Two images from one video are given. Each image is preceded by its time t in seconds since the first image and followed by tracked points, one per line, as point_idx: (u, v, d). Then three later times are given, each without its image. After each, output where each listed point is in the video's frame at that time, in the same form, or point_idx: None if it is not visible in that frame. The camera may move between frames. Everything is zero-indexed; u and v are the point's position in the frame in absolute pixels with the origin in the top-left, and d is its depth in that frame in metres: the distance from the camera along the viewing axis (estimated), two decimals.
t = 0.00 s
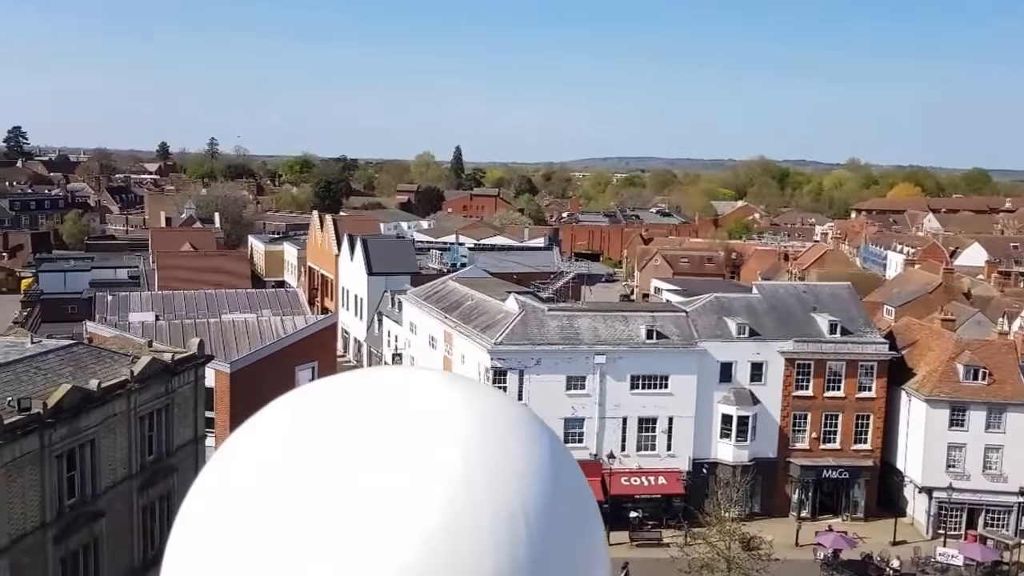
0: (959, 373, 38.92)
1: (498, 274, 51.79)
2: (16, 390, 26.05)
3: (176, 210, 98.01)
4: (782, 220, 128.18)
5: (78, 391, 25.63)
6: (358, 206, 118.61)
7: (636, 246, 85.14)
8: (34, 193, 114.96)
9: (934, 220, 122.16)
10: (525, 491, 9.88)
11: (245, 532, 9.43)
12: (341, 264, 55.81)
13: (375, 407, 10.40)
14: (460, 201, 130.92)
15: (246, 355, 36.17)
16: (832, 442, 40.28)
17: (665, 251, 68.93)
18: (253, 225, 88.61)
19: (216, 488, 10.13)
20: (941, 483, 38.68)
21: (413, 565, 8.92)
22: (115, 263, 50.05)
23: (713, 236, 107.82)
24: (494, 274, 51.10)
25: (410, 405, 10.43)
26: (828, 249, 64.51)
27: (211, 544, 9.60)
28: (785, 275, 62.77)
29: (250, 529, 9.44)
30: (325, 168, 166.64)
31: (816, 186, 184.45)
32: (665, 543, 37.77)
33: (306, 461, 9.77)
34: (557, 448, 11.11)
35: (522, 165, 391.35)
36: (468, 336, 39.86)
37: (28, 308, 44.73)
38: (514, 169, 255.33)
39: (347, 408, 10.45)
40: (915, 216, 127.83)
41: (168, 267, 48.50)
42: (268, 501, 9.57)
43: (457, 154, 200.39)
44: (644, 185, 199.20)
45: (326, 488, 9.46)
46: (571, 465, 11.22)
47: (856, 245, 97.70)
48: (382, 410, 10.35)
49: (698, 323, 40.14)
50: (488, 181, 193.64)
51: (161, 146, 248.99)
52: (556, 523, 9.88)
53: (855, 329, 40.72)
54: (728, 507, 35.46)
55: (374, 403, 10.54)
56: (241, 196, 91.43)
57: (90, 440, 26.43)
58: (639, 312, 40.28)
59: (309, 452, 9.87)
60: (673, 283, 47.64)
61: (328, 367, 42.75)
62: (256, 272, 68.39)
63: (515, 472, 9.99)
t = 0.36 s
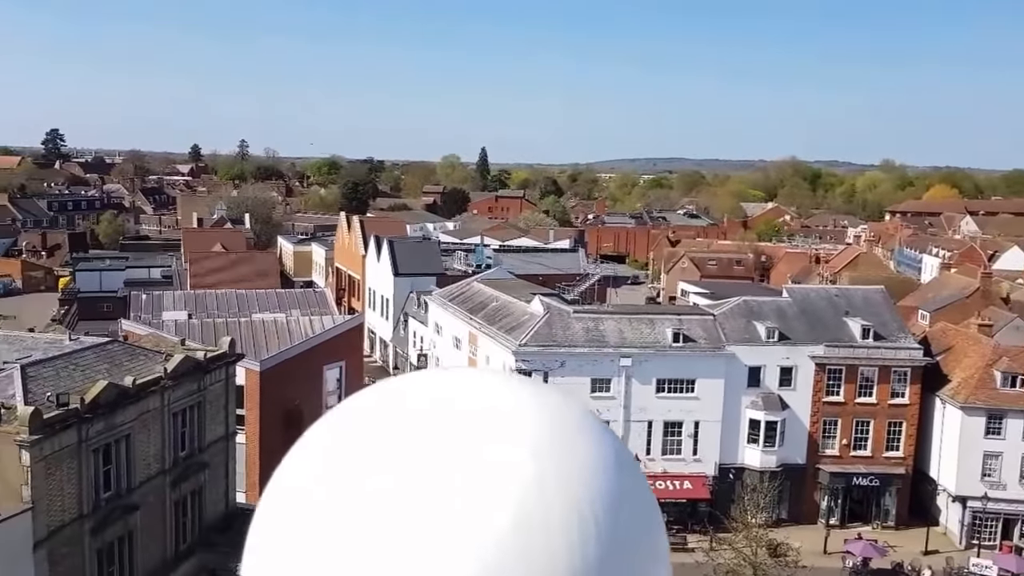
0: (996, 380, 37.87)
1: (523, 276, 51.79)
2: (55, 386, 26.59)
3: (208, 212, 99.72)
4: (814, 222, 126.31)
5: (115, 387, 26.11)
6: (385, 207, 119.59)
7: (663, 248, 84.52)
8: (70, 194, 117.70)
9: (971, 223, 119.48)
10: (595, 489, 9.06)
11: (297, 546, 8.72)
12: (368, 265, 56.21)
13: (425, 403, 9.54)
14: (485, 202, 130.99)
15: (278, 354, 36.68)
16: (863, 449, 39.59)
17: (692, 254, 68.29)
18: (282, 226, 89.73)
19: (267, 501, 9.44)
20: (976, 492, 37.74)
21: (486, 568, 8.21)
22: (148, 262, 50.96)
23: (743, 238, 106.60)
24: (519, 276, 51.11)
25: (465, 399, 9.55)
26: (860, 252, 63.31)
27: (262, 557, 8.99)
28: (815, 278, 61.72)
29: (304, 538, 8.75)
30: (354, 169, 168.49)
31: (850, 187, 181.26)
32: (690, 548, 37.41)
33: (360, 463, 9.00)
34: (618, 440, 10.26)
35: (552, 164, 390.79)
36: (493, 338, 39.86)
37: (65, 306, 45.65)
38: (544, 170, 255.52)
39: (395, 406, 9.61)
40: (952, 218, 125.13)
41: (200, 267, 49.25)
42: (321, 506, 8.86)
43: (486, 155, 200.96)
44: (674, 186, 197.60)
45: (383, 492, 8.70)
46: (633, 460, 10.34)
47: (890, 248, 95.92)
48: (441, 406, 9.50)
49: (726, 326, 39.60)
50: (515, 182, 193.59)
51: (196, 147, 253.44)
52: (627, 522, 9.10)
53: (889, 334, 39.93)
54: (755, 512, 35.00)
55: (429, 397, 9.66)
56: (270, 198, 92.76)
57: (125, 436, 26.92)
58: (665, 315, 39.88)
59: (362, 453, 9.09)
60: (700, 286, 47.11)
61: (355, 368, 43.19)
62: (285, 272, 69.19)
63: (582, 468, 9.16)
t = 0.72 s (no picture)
0: None
1: (549, 278, 51.73)
2: (89, 381, 27.00)
3: (237, 212, 101.00)
4: (845, 224, 124.60)
5: (146, 384, 26.56)
6: (412, 208, 120.20)
7: (691, 250, 83.91)
8: (103, 193, 119.96)
9: (1007, 226, 116.97)
10: (656, 486, 8.98)
11: (364, 548, 8.72)
12: (395, 265, 56.51)
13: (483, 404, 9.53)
14: (510, 203, 131.01)
15: (306, 352, 37.14)
16: (893, 455, 39.02)
17: (720, 256, 67.74)
18: (310, 226, 90.57)
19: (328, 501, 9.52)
20: (1010, 501, 36.98)
21: (553, 563, 8.22)
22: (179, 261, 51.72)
23: (772, 240, 105.44)
24: (545, 277, 51.06)
25: (521, 399, 9.54)
26: (892, 255, 62.28)
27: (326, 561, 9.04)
28: (845, 281, 60.84)
29: (367, 539, 8.77)
30: (381, 170, 169.75)
31: (882, 188, 178.42)
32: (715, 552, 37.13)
33: (421, 465, 9.00)
34: (674, 437, 10.20)
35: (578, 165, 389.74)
36: (518, 338, 39.81)
37: (98, 304, 46.46)
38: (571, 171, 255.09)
39: (454, 408, 9.61)
40: (987, 221, 122.60)
41: (230, 266, 49.90)
42: (383, 508, 8.88)
43: (513, 155, 201.11)
44: (702, 187, 196.01)
45: (445, 488, 8.72)
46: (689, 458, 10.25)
47: (922, 251, 94.28)
48: (501, 405, 9.49)
49: (753, 329, 39.19)
50: (542, 182, 193.29)
51: (226, 148, 256.63)
52: (687, 518, 9.03)
53: (921, 339, 39.30)
54: (782, 518, 34.62)
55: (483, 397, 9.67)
56: (298, 198, 93.72)
57: (157, 432, 27.33)
58: (692, 317, 39.49)
59: (422, 455, 9.09)
60: (728, 288, 46.71)
61: (381, 369, 43.46)
62: (313, 272, 69.82)
63: (642, 464, 9.10)
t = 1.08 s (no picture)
0: None
1: (576, 280, 51.75)
2: (121, 378, 27.31)
3: (267, 212, 101.94)
4: (875, 228, 123.32)
5: (177, 381, 26.76)
6: (439, 209, 120.66)
7: (718, 253, 83.51)
8: (136, 194, 121.68)
9: None
10: (722, 479, 9.18)
11: (439, 543, 9.03)
12: (421, 266, 56.79)
13: (549, 401, 9.79)
14: (537, 205, 131.33)
15: (333, 352, 37.42)
16: (923, 462, 38.66)
17: (748, 259, 67.45)
18: (338, 227, 91.23)
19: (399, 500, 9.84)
20: None
21: (626, 556, 8.44)
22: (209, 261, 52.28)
23: (800, 243, 104.58)
24: (572, 279, 51.10)
25: (585, 397, 9.79)
26: (923, 259, 61.62)
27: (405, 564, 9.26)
28: (876, 285, 60.24)
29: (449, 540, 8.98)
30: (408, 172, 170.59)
31: (913, 191, 176.14)
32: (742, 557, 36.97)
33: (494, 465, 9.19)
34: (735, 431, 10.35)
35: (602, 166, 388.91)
36: (544, 340, 39.83)
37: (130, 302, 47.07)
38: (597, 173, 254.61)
39: (518, 406, 9.86)
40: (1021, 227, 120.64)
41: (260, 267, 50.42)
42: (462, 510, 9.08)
43: (538, 158, 201.27)
44: (730, 190, 194.98)
45: (517, 484, 8.98)
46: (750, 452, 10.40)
47: (954, 256, 93.04)
48: (565, 402, 9.74)
49: (782, 334, 38.96)
50: (568, 185, 193.18)
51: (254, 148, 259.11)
52: (756, 507, 9.23)
53: (952, 344, 38.88)
54: (810, 524, 34.42)
55: (549, 394, 9.93)
56: (327, 198, 94.43)
57: (187, 430, 27.66)
58: (720, 320, 39.32)
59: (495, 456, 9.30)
60: (756, 292, 46.48)
61: (409, 369, 43.52)
62: (340, 272, 70.33)
63: (707, 458, 9.29)
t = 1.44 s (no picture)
0: None
1: (603, 282, 51.77)
2: (151, 376, 27.71)
3: (294, 212, 102.49)
4: (905, 233, 121.67)
5: (205, 379, 27.01)
6: (464, 211, 120.70)
7: (745, 257, 82.95)
8: (165, 193, 122.81)
9: None
10: (811, 488, 10.59)
11: (559, 541, 10.32)
12: (447, 268, 57.01)
13: (649, 416, 11.08)
14: (564, 207, 131.50)
15: (360, 351, 37.61)
16: (954, 469, 38.25)
17: (776, 263, 67.10)
18: (364, 227, 91.63)
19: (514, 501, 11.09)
20: None
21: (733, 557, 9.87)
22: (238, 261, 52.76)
23: (830, 248, 103.44)
24: (598, 282, 51.10)
25: (685, 411, 11.10)
26: (955, 264, 60.90)
27: (567, 552, 10.23)
28: (907, 291, 59.68)
29: (563, 528, 10.38)
30: (433, 174, 170.86)
31: (945, 195, 173.18)
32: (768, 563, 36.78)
33: (607, 465, 10.59)
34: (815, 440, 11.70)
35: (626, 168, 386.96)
36: (570, 343, 39.82)
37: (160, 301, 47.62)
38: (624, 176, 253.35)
39: (625, 417, 11.16)
40: None
41: (288, 265, 50.85)
42: (575, 503, 10.47)
43: (564, 160, 200.82)
44: (757, 193, 193.22)
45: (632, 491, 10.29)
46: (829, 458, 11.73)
47: (987, 261, 91.56)
48: (669, 416, 11.03)
49: (810, 338, 38.69)
50: (593, 187, 192.46)
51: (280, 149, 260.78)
52: (841, 515, 10.65)
53: (984, 351, 38.48)
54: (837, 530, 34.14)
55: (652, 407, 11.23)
56: (354, 200, 94.97)
57: (215, 427, 27.93)
58: (748, 324, 39.10)
59: (664, 459, 10.47)
60: (784, 296, 46.23)
61: (435, 370, 43.32)
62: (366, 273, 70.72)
63: (797, 470, 10.69)
